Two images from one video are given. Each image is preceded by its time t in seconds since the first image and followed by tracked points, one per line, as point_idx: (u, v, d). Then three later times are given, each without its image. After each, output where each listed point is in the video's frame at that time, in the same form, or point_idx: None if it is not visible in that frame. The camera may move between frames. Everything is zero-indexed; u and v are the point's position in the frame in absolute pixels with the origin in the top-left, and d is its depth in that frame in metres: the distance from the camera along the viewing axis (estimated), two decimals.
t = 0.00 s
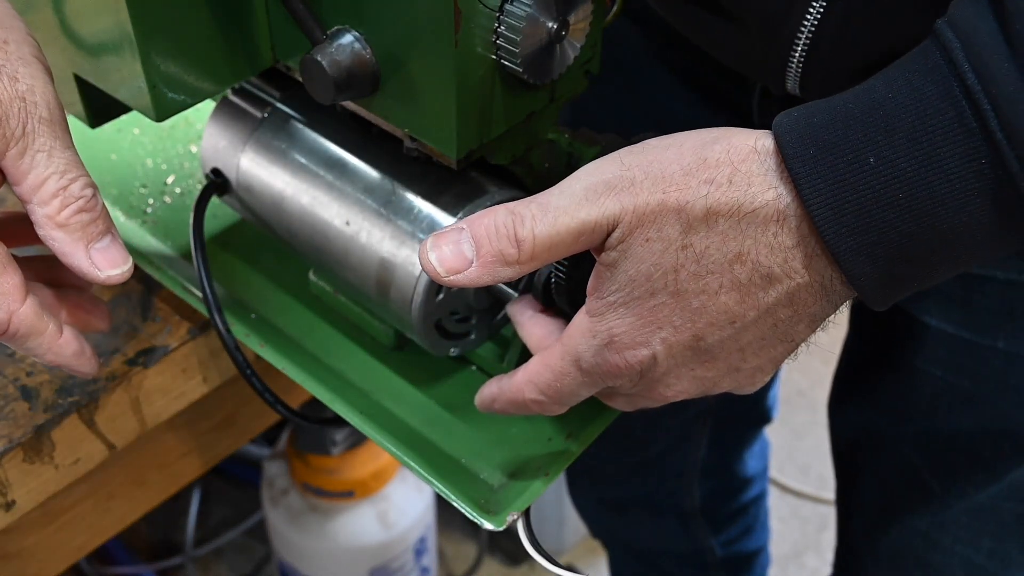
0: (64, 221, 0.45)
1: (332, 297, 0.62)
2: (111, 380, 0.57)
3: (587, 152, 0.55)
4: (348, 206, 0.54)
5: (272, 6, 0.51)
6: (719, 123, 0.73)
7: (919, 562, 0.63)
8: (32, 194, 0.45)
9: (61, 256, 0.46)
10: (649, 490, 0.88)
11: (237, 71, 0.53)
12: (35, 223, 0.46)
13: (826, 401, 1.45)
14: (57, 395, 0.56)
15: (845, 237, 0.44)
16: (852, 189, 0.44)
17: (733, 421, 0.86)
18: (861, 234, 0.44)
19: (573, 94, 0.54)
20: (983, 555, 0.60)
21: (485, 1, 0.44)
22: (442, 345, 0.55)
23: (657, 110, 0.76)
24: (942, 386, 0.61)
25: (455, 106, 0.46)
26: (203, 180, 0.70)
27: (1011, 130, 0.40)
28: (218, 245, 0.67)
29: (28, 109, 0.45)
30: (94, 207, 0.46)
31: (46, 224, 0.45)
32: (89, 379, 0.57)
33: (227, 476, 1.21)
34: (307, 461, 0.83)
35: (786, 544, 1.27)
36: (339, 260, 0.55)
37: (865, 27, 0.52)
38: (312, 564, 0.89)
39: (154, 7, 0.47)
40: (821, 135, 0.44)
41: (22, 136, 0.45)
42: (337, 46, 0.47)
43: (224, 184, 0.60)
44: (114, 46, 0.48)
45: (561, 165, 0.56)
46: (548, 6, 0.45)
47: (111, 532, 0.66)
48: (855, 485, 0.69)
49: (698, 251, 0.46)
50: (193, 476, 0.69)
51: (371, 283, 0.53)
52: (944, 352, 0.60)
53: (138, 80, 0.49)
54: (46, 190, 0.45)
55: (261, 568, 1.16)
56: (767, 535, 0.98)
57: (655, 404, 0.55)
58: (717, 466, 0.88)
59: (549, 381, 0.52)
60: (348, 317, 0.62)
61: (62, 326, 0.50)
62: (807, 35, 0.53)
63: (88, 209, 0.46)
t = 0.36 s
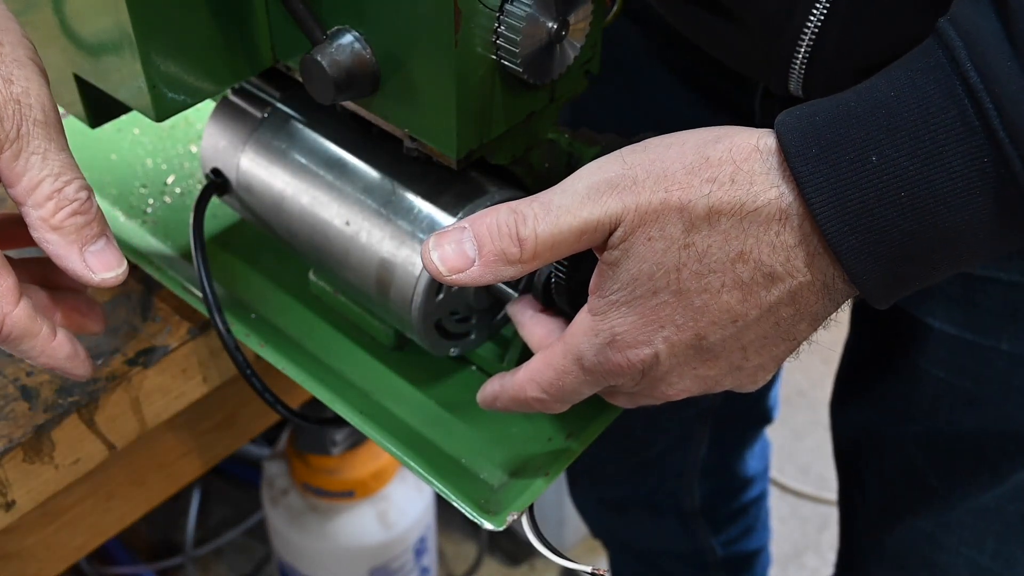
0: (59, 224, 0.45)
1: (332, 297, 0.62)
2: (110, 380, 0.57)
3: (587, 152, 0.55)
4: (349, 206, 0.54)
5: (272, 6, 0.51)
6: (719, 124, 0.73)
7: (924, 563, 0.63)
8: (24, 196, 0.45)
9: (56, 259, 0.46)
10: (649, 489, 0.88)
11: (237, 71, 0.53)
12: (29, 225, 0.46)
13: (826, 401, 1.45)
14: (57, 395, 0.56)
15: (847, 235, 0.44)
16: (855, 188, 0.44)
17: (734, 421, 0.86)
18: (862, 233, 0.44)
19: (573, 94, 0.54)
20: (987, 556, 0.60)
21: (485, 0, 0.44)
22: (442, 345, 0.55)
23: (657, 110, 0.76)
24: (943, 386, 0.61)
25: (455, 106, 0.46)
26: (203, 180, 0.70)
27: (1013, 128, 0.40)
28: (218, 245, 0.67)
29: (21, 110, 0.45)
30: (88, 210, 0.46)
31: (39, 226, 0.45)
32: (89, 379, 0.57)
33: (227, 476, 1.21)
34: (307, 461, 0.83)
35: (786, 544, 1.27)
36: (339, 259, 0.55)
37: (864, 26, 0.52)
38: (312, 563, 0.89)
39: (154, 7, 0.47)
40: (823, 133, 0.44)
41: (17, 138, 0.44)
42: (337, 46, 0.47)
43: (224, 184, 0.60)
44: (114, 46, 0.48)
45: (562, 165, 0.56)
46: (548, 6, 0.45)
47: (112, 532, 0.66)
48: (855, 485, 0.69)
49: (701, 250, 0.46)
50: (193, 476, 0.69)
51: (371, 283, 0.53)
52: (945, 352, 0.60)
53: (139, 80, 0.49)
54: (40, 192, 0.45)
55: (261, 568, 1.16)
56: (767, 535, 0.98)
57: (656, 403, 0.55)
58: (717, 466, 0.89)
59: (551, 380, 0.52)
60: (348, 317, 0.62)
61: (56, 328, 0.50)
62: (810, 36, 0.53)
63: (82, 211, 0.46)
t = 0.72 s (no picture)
0: (60, 224, 0.45)
1: (332, 297, 0.62)
2: (110, 380, 0.57)
3: (587, 152, 0.55)
4: (349, 206, 0.54)
5: (272, 6, 0.51)
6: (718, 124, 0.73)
7: (923, 563, 0.63)
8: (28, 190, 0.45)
9: (58, 260, 0.46)
10: (648, 489, 0.88)
11: (237, 70, 0.53)
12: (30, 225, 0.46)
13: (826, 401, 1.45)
14: (57, 395, 0.56)
15: (849, 236, 0.44)
16: (856, 188, 0.44)
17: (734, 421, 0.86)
18: (864, 233, 0.44)
19: (573, 94, 0.54)
20: (984, 555, 0.60)
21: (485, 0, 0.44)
22: (442, 345, 0.55)
23: (657, 110, 0.76)
24: (942, 385, 0.61)
25: (455, 106, 0.46)
26: (203, 180, 0.70)
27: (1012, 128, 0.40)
28: (218, 245, 0.67)
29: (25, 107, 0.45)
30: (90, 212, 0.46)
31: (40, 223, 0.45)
32: (89, 379, 0.57)
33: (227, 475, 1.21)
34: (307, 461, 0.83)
35: (786, 544, 1.27)
36: (338, 257, 0.55)
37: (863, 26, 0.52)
38: (312, 563, 0.89)
39: (154, 7, 0.47)
40: (825, 134, 0.44)
41: (20, 139, 0.44)
42: (337, 46, 0.47)
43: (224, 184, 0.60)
44: (114, 46, 0.48)
45: (562, 166, 0.55)
46: (548, 6, 0.45)
47: (112, 532, 0.66)
48: (855, 484, 0.69)
49: (702, 250, 0.46)
50: (193, 476, 0.69)
51: (371, 283, 0.53)
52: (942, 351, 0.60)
53: (139, 81, 0.49)
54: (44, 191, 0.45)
55: (261, 568, 1.16)
56: (767, 535, 0.98)
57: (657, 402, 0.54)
58: (717, 465, 0.89)
59: (546, 371, 0.53)
60: (348, 318, 0.62)
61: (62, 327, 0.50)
62: (803, 37, 0.53)
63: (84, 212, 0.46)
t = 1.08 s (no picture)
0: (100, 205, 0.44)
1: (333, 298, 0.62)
2: (110, 380, 0.57)
3: (587, 152, 0.54)
4: (350, 205, 0.54)
5: (272, 7, 0.51)
6: (720, 125, 0.73)
7: (923, 562, 0.63)
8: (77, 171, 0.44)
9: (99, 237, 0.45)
10: (648, 489, 0.88)
11: (236, 70, 0.53)
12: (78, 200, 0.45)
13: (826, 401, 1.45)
14: (57, 394, 0.56)
15: (870, 247, 0.45)
16: (878, 204, 0.44)
17: (734, 421, 0.86)
18: (884, 244, 0.45)
19: (573, 94, 0.54)
20: (984, 554, 0.60)
21: None
22: (442, 344, 0.55)
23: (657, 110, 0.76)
24: (939, 385, 0.61)
25: (456, 106, 0.46)
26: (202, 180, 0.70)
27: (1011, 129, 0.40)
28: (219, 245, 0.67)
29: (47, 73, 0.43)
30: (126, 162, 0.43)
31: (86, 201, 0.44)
32: (89, 379, 0.57)
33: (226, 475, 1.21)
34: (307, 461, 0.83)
35: (786, 544, 1.27)
36: (340, 257, 0.55)
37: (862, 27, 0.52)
38: (313, 563, 0.89)
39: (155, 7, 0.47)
40: (842, 152, 0.44)
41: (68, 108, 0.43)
42: (337, 45, 0.47)
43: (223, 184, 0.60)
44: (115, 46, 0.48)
45: (562, 166, 0.56)
46: (548, 6, 0.45)
47: (111, 532, 0.66)
48: (855, 484, 0.69)
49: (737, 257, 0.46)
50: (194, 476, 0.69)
51: (371, 284, 0.53)
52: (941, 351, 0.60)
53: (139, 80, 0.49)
54: (172, 134, 0.37)
55: (261, 568, 1.16)
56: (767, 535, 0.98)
57: (679, 405, 0.55)
58: (717, 465, 0.89)
59: (572, 357, 0.52)
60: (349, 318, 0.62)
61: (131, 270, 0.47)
62: (788, 42, 0.52)
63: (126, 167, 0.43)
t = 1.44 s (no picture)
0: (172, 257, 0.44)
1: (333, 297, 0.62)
2: (111, 380, 0.57)
3: (587, 152, 0.54)
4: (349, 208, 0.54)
5: (272, 7, 0.51)
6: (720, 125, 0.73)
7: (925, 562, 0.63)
8: (197, 226, 0.41)
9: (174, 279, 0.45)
10: (648, 489, 0.88)
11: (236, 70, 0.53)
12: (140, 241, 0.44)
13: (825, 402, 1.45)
14: (58, 394, 0.56)
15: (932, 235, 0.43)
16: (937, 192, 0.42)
17: (734, 421, 0.86)
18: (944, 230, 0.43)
19: (573, 94, 0.54)
20: (989, 552, 0.59)
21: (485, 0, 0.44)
22: (441, 345, 0.55)
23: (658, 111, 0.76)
24: (942, 385, 0.61)
25: (455, 106, 0.46)
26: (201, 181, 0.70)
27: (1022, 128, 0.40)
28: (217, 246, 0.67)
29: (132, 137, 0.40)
30: (237, 191, 0.41)
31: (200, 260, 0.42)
32: (89, 379, 0.57)
33: (226, 475, 1.21)
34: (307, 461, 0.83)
35: (786, 544, 1.27)
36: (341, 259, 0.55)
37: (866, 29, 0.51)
38: (312, 563, 0.89)
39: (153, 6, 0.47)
40: (895, 141, 0.42)
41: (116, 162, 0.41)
42: (337, 46, 0.47)
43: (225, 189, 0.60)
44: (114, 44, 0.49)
45: (562, 166, 0.56)
46: (548, 6, 0.45)
47: (111, 532, 0.66)
48: (855, 484, 0.70)
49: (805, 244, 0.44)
50: (193, 476, 0.69)
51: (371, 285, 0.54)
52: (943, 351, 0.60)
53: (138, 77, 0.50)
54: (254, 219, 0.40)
55: (261, 568, 1.16)
56: (767, 534, 0.98)
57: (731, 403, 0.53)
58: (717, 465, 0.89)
59: (639, 370, 0.50)
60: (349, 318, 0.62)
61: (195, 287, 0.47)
62: (798, 48, 0.52)
63: (237, 199, 0.41)
